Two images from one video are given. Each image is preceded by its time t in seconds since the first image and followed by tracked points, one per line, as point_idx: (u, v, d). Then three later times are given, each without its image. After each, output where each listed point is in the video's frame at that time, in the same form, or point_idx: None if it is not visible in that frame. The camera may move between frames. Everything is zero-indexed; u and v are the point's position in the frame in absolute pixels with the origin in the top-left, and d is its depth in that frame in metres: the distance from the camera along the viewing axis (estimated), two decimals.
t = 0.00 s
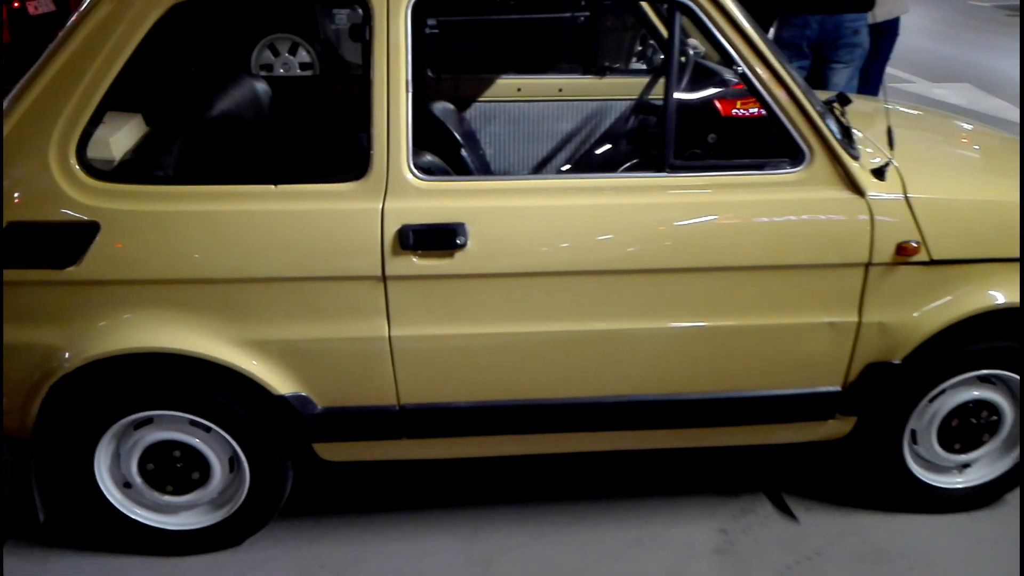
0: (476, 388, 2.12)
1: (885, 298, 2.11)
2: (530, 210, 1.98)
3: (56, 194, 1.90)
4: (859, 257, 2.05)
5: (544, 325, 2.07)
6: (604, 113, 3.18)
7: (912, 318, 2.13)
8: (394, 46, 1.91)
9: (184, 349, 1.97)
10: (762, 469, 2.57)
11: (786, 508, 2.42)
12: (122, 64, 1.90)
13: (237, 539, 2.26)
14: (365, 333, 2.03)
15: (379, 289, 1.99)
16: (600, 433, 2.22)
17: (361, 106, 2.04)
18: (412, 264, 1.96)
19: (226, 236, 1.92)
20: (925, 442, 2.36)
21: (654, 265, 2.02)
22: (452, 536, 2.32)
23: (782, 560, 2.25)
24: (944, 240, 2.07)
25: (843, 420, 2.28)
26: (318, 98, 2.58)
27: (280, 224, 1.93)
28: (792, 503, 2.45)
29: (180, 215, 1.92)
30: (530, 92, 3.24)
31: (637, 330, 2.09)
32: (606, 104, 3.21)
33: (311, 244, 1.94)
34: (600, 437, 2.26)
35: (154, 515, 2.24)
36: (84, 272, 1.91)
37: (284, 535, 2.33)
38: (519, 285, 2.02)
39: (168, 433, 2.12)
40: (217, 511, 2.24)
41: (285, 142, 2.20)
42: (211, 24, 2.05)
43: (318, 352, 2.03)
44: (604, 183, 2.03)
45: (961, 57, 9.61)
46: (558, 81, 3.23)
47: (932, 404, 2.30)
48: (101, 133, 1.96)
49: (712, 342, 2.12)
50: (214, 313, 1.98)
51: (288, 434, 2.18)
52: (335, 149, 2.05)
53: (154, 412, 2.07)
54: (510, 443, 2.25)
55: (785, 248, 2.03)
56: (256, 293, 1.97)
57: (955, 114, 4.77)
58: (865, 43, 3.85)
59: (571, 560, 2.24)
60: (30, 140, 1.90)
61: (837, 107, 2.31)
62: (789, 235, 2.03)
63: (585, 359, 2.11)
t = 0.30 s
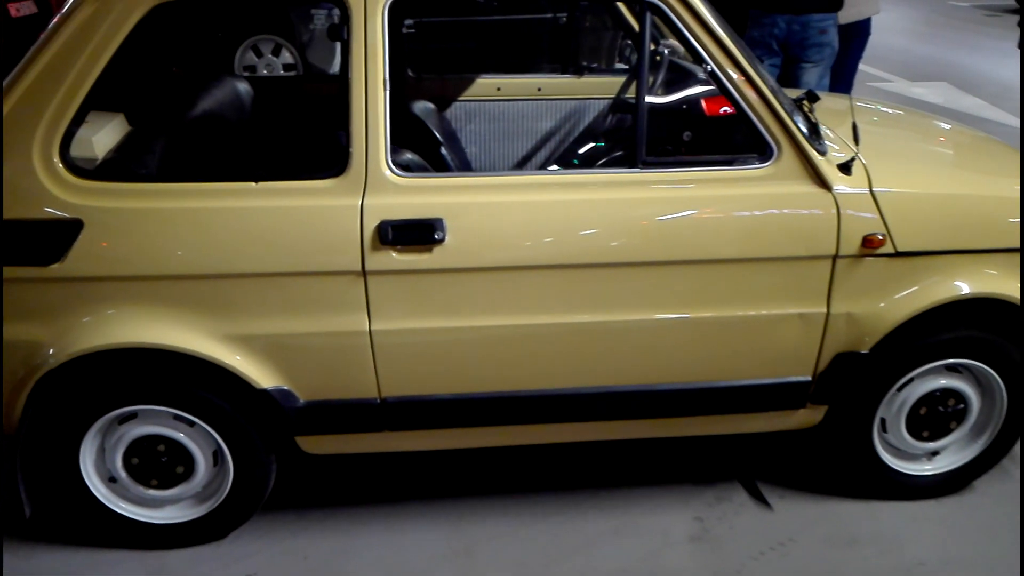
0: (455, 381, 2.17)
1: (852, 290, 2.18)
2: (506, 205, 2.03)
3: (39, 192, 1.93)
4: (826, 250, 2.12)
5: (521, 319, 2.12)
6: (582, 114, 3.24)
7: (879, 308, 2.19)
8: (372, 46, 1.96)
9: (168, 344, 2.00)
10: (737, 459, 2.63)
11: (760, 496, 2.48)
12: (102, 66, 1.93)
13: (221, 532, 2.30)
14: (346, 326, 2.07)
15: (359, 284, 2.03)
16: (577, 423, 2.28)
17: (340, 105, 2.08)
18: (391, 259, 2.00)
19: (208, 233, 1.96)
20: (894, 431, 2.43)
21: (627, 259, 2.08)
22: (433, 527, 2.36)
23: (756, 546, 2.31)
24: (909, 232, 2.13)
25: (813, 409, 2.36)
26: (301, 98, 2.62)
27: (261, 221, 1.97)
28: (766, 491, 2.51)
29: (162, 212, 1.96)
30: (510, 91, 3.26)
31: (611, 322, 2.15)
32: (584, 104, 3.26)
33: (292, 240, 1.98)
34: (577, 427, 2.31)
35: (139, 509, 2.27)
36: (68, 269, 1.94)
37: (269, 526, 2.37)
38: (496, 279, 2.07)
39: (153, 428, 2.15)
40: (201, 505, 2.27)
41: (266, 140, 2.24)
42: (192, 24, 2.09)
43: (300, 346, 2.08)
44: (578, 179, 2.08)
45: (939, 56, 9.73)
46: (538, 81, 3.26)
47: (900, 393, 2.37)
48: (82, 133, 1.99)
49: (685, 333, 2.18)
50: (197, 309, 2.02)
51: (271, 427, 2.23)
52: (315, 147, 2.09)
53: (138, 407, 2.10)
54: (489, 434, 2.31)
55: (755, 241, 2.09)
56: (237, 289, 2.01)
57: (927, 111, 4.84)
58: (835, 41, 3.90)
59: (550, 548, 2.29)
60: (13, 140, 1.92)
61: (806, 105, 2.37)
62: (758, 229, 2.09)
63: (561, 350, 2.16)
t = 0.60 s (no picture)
0: (437, 377, 2.20)
1: (825, 284, 2.23)
2: (486, 203, 2.06)
3: (23, 192, 1.95)
4: (799, 245, 2.16)
5: (501, 315, 2.15)
6: (562, 113, 3.29)
7: (851, 302, 2.25)
8: (353, 46, 1.98)
9: (153, 343, 2.02)
10: (715, 452, 2.68)
11: (739, 488, 2.53)
12: (85, 67, 1.95)
13: (206, 529, 2.32)
14: (328, 324, 2.10)
15: (341, 282, 2.06)
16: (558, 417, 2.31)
17: (321, 105, 2.11)
18: (372, 256, 2.03)
19: (192, 232, 1.98)
20: (869, 422, 2.48)
21: (605, 256, 2.12)
22: (417, 522, 2.39)
23: (735, 537, 2.35)
24: (880, 228, 2.18)
25: (789, 402, 2.40)
26: (282, 99, 2.64)
27: (244, 220, 2.00)
28: (744, 483, 2.55)
29: (145, 212, 1.98)
30: (490, 93, 3.32)
31: (590, 318, 2.19)
32: (565, 104, 3.31)
33: (275, 238, 2.00)
34: (558, 421, 2.35)
35: (124, 507, 2.28)
36: (52, 268, 1.96)
37: (254, 523, 2.40)
38: (477, 276, 2.10)
39: (137, 427, 2.17)
40: (187, 503, 2.29)
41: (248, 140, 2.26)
42: (174, 26, 2.11)
43: (284, 343, 2.10)
44: (557, 177, 2.11)
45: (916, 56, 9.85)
46: (518, 82, 3.31)
47: (874, 385, 2.42)
48: (66, 135, 2.01)
49: (663, 328, 2.22)
50: (181, 307, 2.04)
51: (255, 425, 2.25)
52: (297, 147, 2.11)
53: (123, 406, 2.12)
54: (471, 430, 2.34)
55: (730, 237, 2.14)
56: (221, 287, 2.03)
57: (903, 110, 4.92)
58: (813, 43, 3.96)
59: (532, 542, 2.32)
60: None
61: (779, 104, 2.42)
62: (734, 225, 2.13)
63: (541, 346, 2.20)
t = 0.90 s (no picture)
0: (420, 372, 2.23)
1: (801, 277, 2.27)
2: (467, 199, 2.09)
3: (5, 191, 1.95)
4: (775, 238, 2.21)
5: (484, 310, 2.18)
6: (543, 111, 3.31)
7: (826, 294, 2.29)
8: (333, 44, 2.00)
9: (137, 340, 2.03)
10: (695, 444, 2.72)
11: (719, 479, 2.57)
12: (65, 66, 1.95)
13: (192, 527, 2.33)
14: (312, 320, 2.11)
15: (325, 278, 2.08)
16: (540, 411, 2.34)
17: (302, 103, 2.12)
18: (355, 253, 2.05)
19: (175, 230, 2.00)
20: (844, 412, 2.53)
21: (584, 250, 2.15)
22: (402, 516, 2.42)
23: (715, 525, 2.39)
24: (853, 220, 2.23)
25: (766, 392, 2.45)
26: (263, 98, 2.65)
27: (227, 217, 2.01)
28: (724, 473, 2.60)
29: (128, 210, 1.99)
30: (471, 91, 3.34)
31: (571, 312, 2.22)
32: (546, 102, 3.33)
33: (258, 235, 2.02)
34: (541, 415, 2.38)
35: (109, 506, 2.29)
36: (35, 267, 1.96)
37: (239, 520, 2.41)
38: (459, 271, 2.13)
39: (122, 425, 2.17)
40: (172, 500, 2.30)
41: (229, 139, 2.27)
42: (154, 25, 2.12)
43: (268, 339, 2.12)
44: (537, 173, 2.14)
45: (891, 54, 9.97)
46: (498, 80, 3.34)
47: (849, 375, 2.47)
48: (47, 133, 2.01)
49: (642, 321, 2.26)
50: (164, 305, 2.05)
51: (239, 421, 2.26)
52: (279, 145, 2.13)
53: (107, 404, 2.12)
54: (454, 424, 2.36)
55: (707, 231, 2.18)
56: (205, 285, 2.05)
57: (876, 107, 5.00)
58: (796, 44, 4.05)
59: (516, 534, 2.35)
60: None
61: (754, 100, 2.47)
62: (711, 219, 2.17)
63: (523, 340, 2.23)
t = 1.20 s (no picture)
0: (402, 364, 2.26)
1: (774, 266, 2.33)
2: (448, 193, 2.12)
3: None
4: (748, 229, 2.27)
5: (466, 302, 2.21)
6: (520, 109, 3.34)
7: (798, 283, 2.36)
8: (314, 40, 2.03)
9: (121, 336, 2.04)
10: (673, 433, 2.77)
11: (697, 465, 2.63)
12: (43, 70, 1.96)
13: (178, 521, 2.34)
14: (296, 314, 2.14)
15: (308, 272, 2.10)
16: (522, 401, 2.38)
17: (283, 99, 2.14)
18: (338, 246, 2.08)
19: (158, 226, 2.01)
20: (818, 398, 2.60)
21: (564, 242, 2.19)
22: (387, 508, 2.45)
23: (694, 510, 2.45)
24: (824, 211, 2.29)
25: (742, 380, 2.51)
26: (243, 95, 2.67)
27: (210, 213, 2.03)
28: (702, 460, 2.65)
29: (110, 206, 2.00)
30: (449, 88, 3.39)
31: (552, 303, 2.26)
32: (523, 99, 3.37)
33: (241, 230, 2.04)
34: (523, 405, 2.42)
35: (93, 502, 2.29)
36: (18, 264, 1.97)
37: (224, 515, 2.42)
38: (442, 264, 2.16)
39: (106, 421, 2.18)
40: (156, 495, 2.31)
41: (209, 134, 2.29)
42: (134, 22, 2.13)
43: (252, 333, 2.14)
44: (516, 166, 2.18)
45: (860, 53, 10.13)
46: (475, 78, 3.38)
47: (822, 362, 2.54)
48: (29, 131, 2.01)
49: (621, 311, 2.30)
50: (148, 300, 2.07)
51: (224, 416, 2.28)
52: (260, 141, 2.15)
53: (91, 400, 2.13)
54: (435, 416, 2.40)
55: (683, 222, 2.23)
56: (188, 280, 2.07)
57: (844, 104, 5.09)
58: (774, 41, 4.14)
59: (500, 522, 2.39)
60: None
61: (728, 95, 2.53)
62: (687, 211, 2.22)
63: (505, 331, 2.27)
